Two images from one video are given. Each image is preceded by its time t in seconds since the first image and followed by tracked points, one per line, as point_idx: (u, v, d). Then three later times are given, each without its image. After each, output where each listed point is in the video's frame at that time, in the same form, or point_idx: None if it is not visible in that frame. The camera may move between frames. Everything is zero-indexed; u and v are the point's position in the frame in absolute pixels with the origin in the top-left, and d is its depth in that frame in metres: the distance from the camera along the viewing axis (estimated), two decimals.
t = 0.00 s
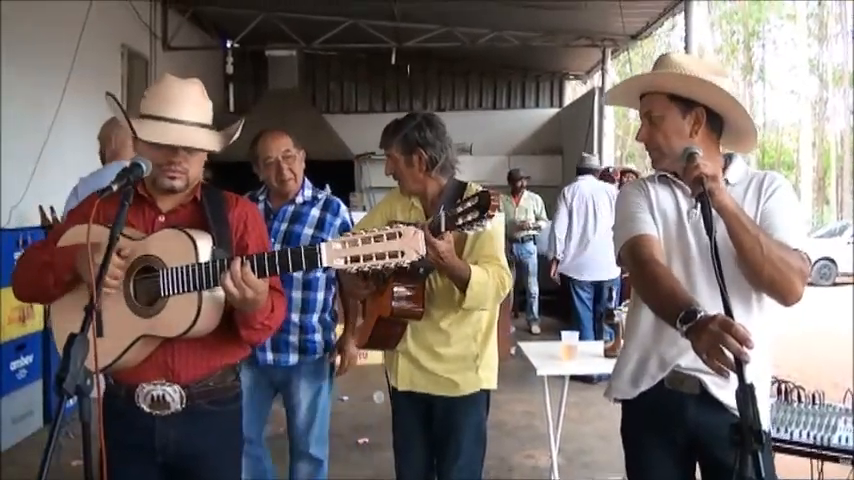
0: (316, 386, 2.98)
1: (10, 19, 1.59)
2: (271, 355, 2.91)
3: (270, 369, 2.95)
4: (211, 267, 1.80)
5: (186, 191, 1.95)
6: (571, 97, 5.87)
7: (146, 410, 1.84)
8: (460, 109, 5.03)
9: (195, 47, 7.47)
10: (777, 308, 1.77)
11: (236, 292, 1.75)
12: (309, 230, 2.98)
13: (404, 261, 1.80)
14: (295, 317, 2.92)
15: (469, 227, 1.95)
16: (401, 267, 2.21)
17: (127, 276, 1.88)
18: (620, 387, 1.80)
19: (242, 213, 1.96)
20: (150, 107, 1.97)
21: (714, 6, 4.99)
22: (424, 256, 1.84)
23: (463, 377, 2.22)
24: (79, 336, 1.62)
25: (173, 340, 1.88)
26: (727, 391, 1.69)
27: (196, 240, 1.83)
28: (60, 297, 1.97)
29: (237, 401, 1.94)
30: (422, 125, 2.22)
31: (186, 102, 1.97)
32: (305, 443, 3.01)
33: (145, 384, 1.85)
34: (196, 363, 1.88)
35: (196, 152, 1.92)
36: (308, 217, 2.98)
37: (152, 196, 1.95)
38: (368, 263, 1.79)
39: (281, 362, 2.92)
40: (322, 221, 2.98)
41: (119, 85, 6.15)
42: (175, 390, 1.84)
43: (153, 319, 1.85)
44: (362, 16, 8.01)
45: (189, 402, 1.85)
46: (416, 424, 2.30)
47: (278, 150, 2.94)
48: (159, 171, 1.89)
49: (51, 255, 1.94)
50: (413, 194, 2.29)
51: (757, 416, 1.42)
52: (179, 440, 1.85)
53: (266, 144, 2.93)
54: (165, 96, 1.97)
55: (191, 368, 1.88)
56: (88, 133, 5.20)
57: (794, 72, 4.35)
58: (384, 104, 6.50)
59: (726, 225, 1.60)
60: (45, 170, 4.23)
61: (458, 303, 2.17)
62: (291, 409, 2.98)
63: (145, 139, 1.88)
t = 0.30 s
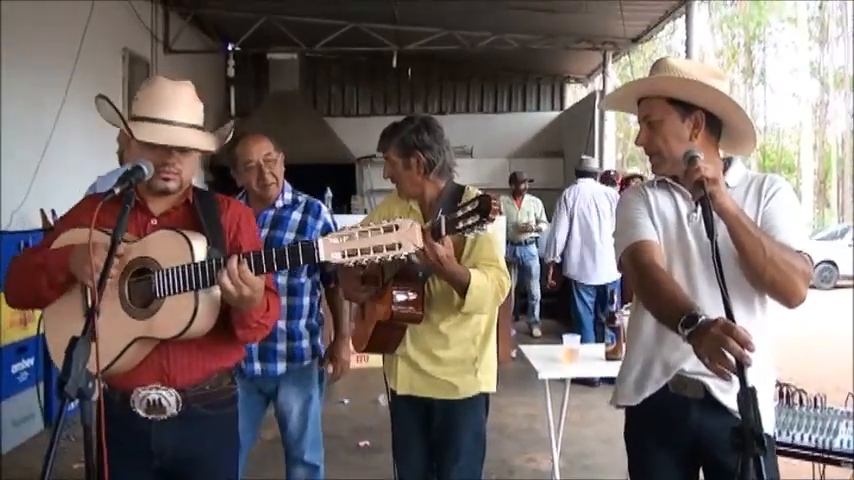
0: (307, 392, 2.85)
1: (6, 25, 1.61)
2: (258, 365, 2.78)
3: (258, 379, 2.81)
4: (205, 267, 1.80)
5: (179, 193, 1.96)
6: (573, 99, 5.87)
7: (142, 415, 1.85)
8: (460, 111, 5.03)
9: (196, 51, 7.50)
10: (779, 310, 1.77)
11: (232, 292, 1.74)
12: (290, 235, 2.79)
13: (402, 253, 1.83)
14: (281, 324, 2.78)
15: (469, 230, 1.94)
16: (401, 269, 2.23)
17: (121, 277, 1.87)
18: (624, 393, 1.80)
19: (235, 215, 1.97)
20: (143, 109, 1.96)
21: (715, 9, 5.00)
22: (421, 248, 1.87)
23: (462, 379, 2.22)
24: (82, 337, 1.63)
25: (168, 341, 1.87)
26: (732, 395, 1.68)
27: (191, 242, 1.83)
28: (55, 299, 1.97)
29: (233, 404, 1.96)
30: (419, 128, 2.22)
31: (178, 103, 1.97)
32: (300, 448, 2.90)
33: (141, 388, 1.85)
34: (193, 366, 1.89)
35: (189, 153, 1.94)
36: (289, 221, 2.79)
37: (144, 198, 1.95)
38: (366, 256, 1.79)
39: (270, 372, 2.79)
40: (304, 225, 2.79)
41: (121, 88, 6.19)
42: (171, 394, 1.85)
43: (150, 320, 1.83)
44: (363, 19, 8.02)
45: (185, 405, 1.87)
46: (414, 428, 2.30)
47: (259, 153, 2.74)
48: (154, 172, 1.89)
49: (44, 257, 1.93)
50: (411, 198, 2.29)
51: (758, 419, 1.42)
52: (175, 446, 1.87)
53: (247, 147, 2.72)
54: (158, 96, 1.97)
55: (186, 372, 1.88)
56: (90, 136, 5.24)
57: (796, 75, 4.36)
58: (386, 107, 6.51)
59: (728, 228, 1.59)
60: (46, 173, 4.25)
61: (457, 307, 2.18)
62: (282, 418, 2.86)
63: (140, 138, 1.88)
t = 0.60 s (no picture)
0: (286, 400, 2.70)
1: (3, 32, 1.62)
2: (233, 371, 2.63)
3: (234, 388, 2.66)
4: (202, 267, 1.81)
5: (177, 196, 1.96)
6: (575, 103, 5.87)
7: (137, 420, 1.86)
8: (462, 115, 5.06)
9: (198, 55, 7.53)
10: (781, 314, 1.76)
11: (221, 294, 1.72)
12: (263, 237, 2.71)
13: (403, 252, 1.82)
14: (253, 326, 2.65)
15: (471, 233, 1.94)
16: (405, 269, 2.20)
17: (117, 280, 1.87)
18: (625, 396, 1.80)
19: (232, 221, 1.97)
20: (144, 110, 1.97)
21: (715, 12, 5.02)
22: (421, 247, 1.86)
23: (465, 383, 2.22)
24: (87, 340, 1.63)
25: (163, 344, 1.89)
26: (734, 399, 1.69)
27: (189, 244, 1.85)
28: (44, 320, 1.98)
29: (229, 409, 1.96)
30: (420, 131, 2.23)
31: (181, 107, 1.97)
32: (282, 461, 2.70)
33: (136, 394, 1.86)
34: (190, 371, 1.89)
35: (189, 155, 1.95)
36: (261, 224, 2.71)
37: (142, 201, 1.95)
38: (367, 255, 1.79)
39: (246, 377, 2.65)
40: (276, 228, 2.72)
41: (124, 92, 6.23)
42: (167, 399, 1.86)
43: (144, 323, 1.84)
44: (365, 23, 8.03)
45: (181, 410, 1.88)
46: (417, 433, 2.30)
47: (236, 155, 2.65)
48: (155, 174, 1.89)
49: (40, 277, 1.94)
50: (412, 201, 2.29)
51: (763, 424, 1.43)
52: (171, 451, 1.87)
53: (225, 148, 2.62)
54: (160, 100, 1.97)
55: (182, 377, 1.89)
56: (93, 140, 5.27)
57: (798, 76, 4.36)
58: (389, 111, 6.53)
59: (732, 232, 1.59)
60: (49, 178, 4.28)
61: (462, 311, 2.17)
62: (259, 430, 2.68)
63: (146, 137, 1.89)
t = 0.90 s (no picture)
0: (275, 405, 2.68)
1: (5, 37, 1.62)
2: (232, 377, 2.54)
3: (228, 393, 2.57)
4: (201, 269, 1.81)
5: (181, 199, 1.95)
6: (581, 106, 5.86)
7: (134, 425, 1.87)
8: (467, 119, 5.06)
9: (204, 59, 7.54)
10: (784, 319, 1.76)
11: (216, 294, 1.71)
12: (256, 239, 2.73)
13: (408, 257, 1.82)
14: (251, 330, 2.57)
15: (475, 238, 1.93)
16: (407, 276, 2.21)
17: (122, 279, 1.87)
18: (624, 399, 1.79)
19: (236, 228, 1.96)
20: (148, 113, 1.98)
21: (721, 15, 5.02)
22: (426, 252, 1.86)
23: (469, 386, 2.21)
24: (91, 344, 1.63)
25: (163, 347, 1.90)
26: (734, 404, 1.68)
27: (193, 245, 1.85)
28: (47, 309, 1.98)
29: (226, 413, 1.98)
30: (423, 135, 2.23)
31: (185, 107, 1.99)
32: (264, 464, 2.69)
33: (133, 398, 1.87)
34: (188, 375, 1.90)
35: (193, 157, 1.94)
36: (253, 227, 2.72)
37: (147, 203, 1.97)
38: (372, 260, 1.79)
39: (243, 383, 2.57)
40: (268, 230, 2.74)
41: (130, 96, 6.24)
42: (165, 403, 1.87)
43: (146, 323, 1.85)
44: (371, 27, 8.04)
45: (178, 415, 1.89)
46: (420, 437, 2.30)
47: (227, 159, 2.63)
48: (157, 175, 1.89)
49: (42, 264, 1.95)
50: (415, 205, 2.29)
51: (767, 428, 1.42)
52: (168, 457, 1.89)
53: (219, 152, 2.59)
54: (164, 102, 1.99)
55: (180, 382, 1.90)
56: (99, 144, 5.28)
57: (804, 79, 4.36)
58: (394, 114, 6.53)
59: (736, 238, 1.59)
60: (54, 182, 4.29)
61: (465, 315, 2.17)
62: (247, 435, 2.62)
63: (147, 135, 1.91)
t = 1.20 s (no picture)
0: (283, 409, 2.66)
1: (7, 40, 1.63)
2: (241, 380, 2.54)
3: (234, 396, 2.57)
4: (209, 278, 1.80)
5: (187, 204, 1.99)
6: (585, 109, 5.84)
7: (140, 427, 1.88)
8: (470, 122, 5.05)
9: (208, 63, 7.56)
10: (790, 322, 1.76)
11: (224, 306, 1.72)
12: (270, 245, 2.72)
13: (414, 273, 1.82)
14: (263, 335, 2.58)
15: (478, 242, 1.93)
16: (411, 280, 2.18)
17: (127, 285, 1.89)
18: (629, 405, 1.79)
19: (245, 234, 1.99)
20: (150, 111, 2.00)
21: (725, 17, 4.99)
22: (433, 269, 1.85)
23: (472, 391, 2.22)
24: (97, 348, 1.64)
25: (169, 355, 1.90)
26: (740, 408, 1.68)
27: (199, 253, 1.85)
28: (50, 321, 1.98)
29: (233, 416, 1.97)
30: (429, 139, 2.23)
31: (191, 105, 1.98)
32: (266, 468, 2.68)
33: (139, 402, 1.88)
34: (194, 380, 1.90)
35: (194, 152, 1.95)
36: (268, 232, 2.72)
37: (155, 208, 1.98)
38: (377, 276, 1.80)
39: (251, 387, 2.57)
40: (282, 235, 2.72)
41: (134, 100, 6.25)
42: (171, 407, 1.87)
43: (152, 330, 1.86)
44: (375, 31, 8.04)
45: (185, 418, 1.88)
46: (423, 440, 2.30)
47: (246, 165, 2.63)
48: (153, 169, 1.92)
49: (49, 277, 1.95)
50: (419, 208, 2.29)
51: (773, 431, 1.42)
52: (174, 460, 1.88)
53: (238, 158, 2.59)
54: (169, 98, 1.98)
55: (187, 386, 1.90)
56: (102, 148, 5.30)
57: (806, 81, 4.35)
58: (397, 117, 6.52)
59: (743, 242, 1.58)
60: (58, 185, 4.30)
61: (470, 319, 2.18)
62: (252, 439, 2.61)
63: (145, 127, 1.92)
